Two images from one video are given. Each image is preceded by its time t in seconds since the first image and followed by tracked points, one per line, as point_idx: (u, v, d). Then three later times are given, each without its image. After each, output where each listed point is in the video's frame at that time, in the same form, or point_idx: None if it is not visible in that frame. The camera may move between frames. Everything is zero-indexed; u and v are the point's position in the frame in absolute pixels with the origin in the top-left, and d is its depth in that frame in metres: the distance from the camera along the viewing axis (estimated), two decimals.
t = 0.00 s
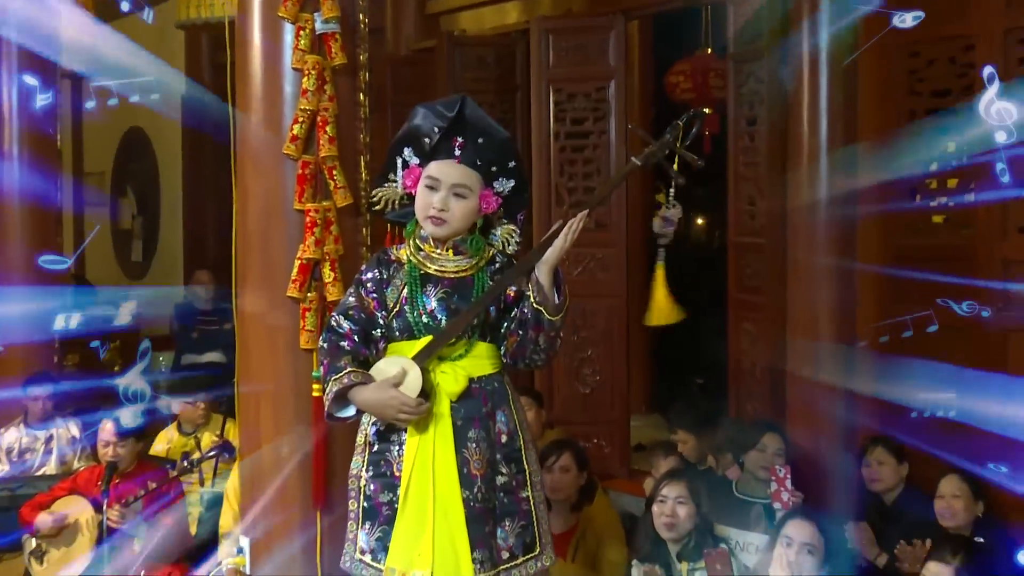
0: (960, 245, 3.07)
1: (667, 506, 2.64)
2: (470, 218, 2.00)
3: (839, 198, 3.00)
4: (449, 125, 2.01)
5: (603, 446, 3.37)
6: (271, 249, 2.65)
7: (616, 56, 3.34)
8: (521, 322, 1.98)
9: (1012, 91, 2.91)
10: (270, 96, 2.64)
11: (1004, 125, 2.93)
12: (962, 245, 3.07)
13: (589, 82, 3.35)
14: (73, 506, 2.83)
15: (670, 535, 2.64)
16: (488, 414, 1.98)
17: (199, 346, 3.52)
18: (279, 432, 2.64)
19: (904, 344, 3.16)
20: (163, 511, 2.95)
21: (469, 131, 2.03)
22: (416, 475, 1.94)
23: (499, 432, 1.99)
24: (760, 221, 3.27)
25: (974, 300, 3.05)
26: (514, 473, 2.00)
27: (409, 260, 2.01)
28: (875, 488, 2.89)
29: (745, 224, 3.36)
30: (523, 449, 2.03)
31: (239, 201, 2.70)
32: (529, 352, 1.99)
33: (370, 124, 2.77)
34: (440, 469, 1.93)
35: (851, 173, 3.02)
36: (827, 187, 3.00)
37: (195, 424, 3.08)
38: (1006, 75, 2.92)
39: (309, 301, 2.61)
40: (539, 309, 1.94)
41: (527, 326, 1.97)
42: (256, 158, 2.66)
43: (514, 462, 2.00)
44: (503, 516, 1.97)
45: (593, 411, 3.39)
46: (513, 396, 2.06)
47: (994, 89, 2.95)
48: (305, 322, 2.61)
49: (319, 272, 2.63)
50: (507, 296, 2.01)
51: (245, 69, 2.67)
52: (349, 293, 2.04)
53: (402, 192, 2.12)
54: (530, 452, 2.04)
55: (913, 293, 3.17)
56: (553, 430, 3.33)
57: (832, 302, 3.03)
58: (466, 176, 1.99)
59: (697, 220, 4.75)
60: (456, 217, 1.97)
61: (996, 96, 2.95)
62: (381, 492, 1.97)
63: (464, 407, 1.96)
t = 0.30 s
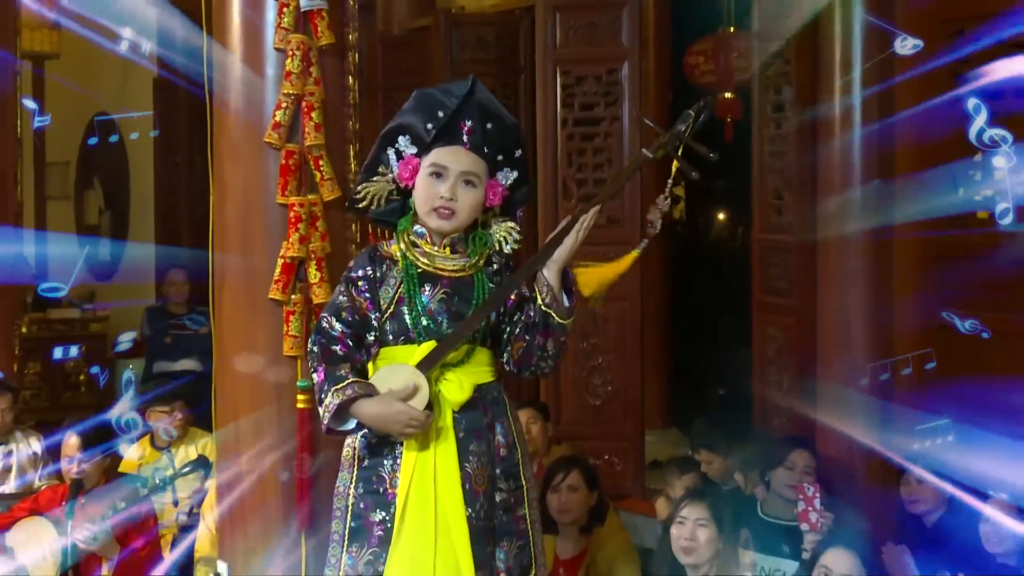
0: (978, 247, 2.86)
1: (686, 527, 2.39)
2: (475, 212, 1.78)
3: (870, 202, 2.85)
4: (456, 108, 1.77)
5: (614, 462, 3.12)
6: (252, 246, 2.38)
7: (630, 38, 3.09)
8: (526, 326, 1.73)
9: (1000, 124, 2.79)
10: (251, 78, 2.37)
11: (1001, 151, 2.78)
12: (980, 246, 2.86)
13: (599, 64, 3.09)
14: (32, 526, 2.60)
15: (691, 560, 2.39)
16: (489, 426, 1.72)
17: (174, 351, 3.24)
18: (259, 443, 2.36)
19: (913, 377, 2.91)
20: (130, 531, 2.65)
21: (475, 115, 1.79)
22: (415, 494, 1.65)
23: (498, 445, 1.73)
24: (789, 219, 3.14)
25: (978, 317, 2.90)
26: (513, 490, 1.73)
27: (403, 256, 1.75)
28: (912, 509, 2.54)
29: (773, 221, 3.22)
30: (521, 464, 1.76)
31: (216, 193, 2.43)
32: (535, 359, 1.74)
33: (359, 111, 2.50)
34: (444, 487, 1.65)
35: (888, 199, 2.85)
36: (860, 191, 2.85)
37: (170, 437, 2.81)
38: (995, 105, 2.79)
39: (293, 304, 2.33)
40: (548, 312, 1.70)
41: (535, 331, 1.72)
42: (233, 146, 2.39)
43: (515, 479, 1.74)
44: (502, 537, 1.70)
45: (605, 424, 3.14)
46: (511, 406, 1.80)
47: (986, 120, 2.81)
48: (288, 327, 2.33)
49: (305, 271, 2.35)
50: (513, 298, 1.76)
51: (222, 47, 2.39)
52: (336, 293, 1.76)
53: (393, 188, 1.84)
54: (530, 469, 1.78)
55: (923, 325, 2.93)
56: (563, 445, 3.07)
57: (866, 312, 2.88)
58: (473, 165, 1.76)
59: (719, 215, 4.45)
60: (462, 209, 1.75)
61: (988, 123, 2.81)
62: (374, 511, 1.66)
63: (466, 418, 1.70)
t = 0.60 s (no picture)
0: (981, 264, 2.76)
1: (702, 547, 2.34)
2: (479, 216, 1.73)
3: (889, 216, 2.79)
4: (435, 119, 1.71)
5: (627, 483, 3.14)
6: (255, 261, 2.30)
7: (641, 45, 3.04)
8: (536, 339, 1.68)
9: (991, 149, 2.68)
10: (256, 90, 2.30)
11: (998, 176, 2.66)
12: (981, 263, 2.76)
13: (611, 72, 3.05)
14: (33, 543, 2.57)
15: None
16: (501, 445, 1.66)
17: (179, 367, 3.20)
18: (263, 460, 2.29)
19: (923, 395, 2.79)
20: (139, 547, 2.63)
21: (453, 121, 1.73)
22: (429, 517, 1.59)
23: (509, 465, 1.67)
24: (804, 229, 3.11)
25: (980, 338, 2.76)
26: (523, 510, 1.68)
27: (407, 273, 1.69)
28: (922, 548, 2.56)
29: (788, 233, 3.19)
30: (530, 484, 1.71)
31: (219, 207, 2.35)
32: (547, 372, 1.69)
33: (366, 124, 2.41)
34: (460, 509, 1.59)
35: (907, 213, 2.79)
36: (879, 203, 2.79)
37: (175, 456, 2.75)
38: (980, 130, 2.70)
39: (299, 319, 2.25)
40: (559, 323, 1.66)
41: (545, 343, 1.68)
42: (238, 158, 2.31)
43: (524, 500, 1.68)
44: (511, 557, 1.64)
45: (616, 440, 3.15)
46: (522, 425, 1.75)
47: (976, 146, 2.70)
48: (294, 343, 2.25)
49: (310, 286, 2.27)
50: (522, 313, 1.70)
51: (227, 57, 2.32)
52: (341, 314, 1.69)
53: (383, 222, 1.74)
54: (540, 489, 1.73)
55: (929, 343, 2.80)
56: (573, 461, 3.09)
57: (885, 320, 2.79)
58: (466, 168, 1.71)
59: (733, 227, 4.45)
60: (470, 212, 1.69)
61: (977, 151, 2.70)
62: (387, 533, 1.60)
63: (479, 436, 1.64)
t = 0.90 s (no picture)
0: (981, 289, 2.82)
1: (714, 565, 2.33)
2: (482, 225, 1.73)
3: (899, 236, 2.82)
4: (423, 139, 1.72)
5: (640, 503, 3.19)
6: (266, 279, 2.27)
7: (652, 67, 3.10)
8: (548, 348, 1.67)
9: (986, 175, 2.73)
10: (267, 109, 2.27)
11: (993, 200, 2.73)
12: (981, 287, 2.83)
13: (623, 94, 3.10)
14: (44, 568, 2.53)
15: None
16: (519, 458, 1.66)
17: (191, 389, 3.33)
18: (276, 476, 2.26)
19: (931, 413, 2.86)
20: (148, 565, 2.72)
21: (440, 137, 1.74)
22: (448, 531, 1.59)
23: (527, 476, 1.66)
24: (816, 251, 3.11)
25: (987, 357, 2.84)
26: (543, 522, 1.67)
27: (419, 291, 1.69)
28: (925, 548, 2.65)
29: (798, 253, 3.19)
30: (550, 496, 1.70)
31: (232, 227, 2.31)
32: (561, 380, 1.68)
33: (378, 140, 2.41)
34: (477, 523, 1.59)
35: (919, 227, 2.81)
36: (890, 221, 2.82)
37: (190, 477, 2.77)
38: (973, 159, 2.75)
39: (311, 339, 2.25)
40: (570, 331, 1.64)
41: (558, 352, 1.66)
42: (250, 177, 2.28)
43: (543, 513, 1.67)
44: (533, 570, 1.63)
45: (628, 462, 3.20)
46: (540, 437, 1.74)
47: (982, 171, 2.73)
48: (306, 363, 2.24)
49: (321, 305, 2.26)
50: (531, 324, 1.69)
51: (238, 77, 2.29)
52: (353, 335, 1.70)
53: (390, 250, 1.77)
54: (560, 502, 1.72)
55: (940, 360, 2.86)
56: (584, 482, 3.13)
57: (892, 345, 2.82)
58: (461, 179, 1.72)
59: (744, 248, 4.52)
60: (474, 221, 1.69)
61: (972, 178, 2.74)
62: (405, 548, 1.60)
63: (496, 449, 1.63)
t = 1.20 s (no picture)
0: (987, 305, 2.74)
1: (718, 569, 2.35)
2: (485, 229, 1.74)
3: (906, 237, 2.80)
4: (418, 148, 1.73)
5: (646, 505, 3.20)
6: (274, 285, 2.27)
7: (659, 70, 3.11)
8: (556, 352, 1.67)
9: (984, 202, 2.68)
10: (274, 115, 2.27)
11: (994, 225, 2.66)
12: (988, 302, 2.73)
13: (630, 98, 3.11)
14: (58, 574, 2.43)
15: None
16: (530, 463, 1.66)
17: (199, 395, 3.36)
18: (285, 481, 2.26)
19: (938, 417, 2.80)
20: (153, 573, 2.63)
21: (436, 145, 1.74)
22: (460, 538, 1.59)
23: (539, 481, 1.67)
24: (823, 255, 3.13)
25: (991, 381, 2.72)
26: (555, 525, 1.68)
27: (425, 299, 1.69)
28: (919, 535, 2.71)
29: (806, 258, 3.21)
30: (563, 499, 1.70)
31: (239, 231, 2.30)
32: (570, 384, 1.67)
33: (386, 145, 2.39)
34: (490, 531, 1.59)
35: (925, 222, 2.77)
36: (895, 228, 2.81)
37: (198, 480, 2.76)
38: (968, 188, 2.71)
39: (318, 341, 2.23)
40: (576, 334, 1.66)
41: (566, 355, 1.66)
42: (257, 183, 2.28)
43: (556, 516, 1.67)
44: (545, 572, 1.64)
45: (635, 466, 3.20)
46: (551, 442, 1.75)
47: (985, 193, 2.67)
48: (312, 365, 2.23)
49: (329, 309, 2.25)
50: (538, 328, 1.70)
51: (246, 83, 2.29)
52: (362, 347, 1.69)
53: (394, 263, 1.78)
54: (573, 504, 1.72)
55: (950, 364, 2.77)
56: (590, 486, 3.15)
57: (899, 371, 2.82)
58: (460, 186, 1.72)
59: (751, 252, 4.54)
60: (476, 227, 1.70)
61: (968, 206, 2.71)
62: (418, 556, 1.60)
63: (507, 455, 1.63)
